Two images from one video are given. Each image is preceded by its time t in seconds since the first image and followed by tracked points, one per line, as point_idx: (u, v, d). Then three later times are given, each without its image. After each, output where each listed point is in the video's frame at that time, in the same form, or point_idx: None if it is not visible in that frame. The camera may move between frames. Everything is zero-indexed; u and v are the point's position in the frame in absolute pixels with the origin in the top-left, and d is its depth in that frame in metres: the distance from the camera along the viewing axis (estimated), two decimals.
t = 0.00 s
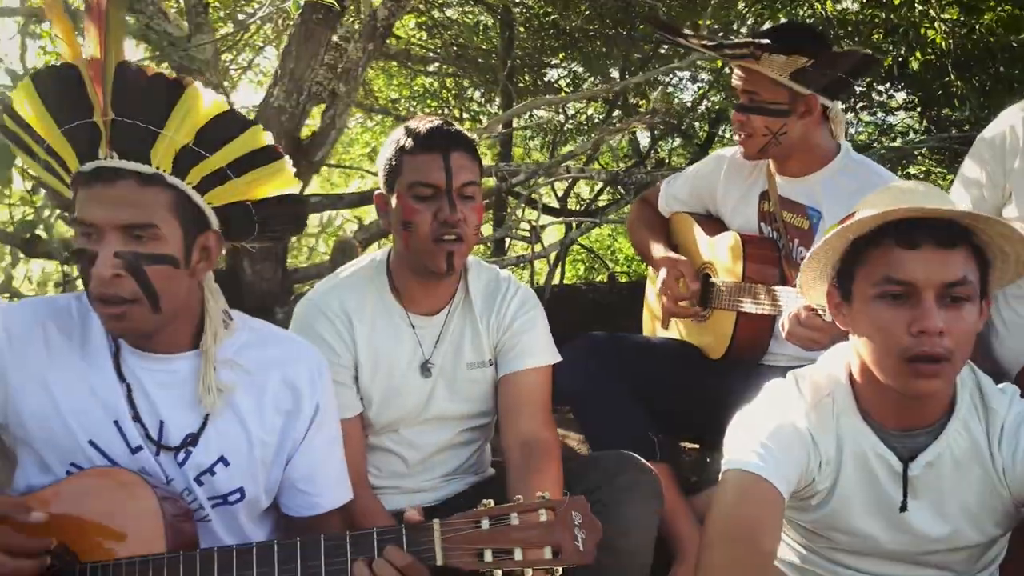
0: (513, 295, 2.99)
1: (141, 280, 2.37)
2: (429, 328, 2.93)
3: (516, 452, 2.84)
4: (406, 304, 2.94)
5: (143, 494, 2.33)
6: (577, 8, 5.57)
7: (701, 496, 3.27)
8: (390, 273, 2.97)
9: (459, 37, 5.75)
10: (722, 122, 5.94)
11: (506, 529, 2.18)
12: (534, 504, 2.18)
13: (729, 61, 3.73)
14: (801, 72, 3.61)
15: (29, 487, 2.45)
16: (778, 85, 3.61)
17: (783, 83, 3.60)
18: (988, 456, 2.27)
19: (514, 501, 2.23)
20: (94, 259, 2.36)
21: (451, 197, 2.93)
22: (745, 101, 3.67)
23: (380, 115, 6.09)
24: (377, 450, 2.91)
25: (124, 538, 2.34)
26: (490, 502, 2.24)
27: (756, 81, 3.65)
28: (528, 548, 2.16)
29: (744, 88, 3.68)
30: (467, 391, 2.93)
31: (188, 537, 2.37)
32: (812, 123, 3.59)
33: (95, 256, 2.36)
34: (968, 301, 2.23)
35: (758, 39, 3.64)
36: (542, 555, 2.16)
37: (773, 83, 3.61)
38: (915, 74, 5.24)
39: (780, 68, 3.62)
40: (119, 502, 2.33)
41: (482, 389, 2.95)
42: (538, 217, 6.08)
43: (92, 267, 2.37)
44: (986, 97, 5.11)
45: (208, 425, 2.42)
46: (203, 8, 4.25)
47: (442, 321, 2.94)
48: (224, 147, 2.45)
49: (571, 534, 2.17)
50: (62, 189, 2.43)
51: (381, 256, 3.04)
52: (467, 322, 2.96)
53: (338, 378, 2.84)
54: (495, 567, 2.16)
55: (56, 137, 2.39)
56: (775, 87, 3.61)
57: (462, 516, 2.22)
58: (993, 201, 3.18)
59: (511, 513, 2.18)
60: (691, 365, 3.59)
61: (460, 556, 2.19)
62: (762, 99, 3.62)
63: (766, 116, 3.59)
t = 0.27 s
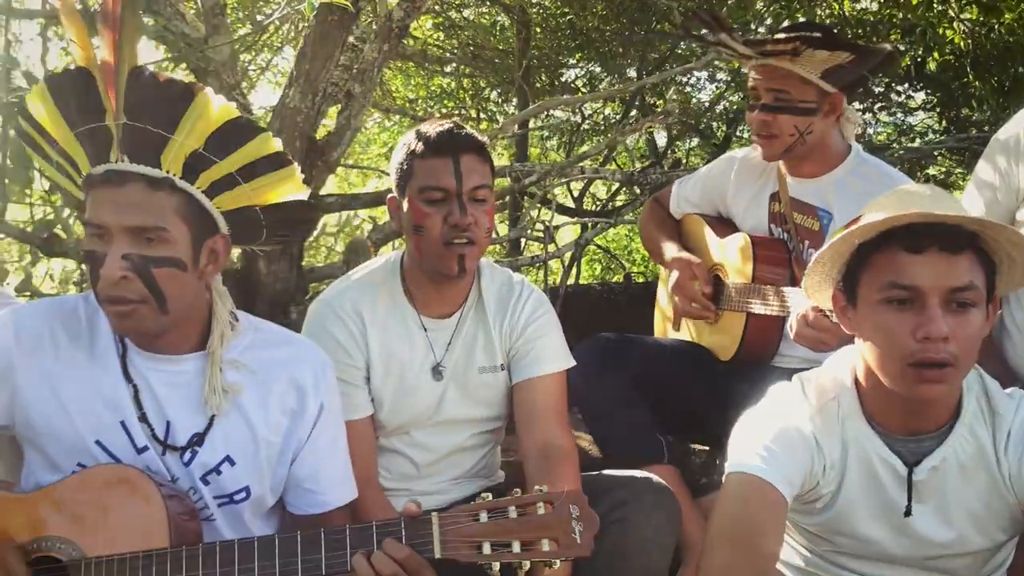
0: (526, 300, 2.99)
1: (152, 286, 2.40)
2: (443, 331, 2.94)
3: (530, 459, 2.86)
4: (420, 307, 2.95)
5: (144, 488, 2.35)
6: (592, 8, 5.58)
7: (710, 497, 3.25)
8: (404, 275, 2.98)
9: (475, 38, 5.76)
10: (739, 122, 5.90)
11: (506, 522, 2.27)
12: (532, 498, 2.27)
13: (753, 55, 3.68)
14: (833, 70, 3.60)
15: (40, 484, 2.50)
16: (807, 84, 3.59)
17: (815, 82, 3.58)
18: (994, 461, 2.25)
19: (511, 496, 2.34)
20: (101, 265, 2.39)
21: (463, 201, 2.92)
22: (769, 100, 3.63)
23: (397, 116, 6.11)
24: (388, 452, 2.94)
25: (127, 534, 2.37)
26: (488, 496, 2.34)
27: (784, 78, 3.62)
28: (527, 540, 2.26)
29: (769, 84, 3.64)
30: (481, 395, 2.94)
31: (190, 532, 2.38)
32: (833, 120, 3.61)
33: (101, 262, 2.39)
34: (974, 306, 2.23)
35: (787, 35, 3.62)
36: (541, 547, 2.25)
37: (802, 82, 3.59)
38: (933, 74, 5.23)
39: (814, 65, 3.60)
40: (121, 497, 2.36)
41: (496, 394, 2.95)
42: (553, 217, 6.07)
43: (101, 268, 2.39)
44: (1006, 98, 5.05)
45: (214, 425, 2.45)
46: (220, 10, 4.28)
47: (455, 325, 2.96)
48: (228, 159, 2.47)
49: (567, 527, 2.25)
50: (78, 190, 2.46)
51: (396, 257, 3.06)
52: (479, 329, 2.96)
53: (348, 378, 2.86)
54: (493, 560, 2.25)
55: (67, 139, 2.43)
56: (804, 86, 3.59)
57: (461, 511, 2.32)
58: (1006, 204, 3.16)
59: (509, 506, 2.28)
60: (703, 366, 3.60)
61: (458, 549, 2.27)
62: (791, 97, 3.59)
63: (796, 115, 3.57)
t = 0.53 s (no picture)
0: (540, 307, 2.98)
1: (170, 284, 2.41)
2: (455, 335, 2.94)
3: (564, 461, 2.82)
4: (434, 310, 2.95)
5: (154, 493, 2.38)
6: (604, 10, 5.60)
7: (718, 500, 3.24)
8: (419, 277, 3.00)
9: (487, 40, 5.78)
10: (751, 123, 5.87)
11: (514, 531, 2.23)
12: (540, 507, 2.23)
13: (776, 51, 3.57)
14: (858, 69, 3.57)
15: (49, 485, 2.51)
16: (829, 82, 3.57)
17: (838, 81, 3.56)
18: (1002, 466, 2.24)
19: (522, 504, 2.29)
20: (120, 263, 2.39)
21: (476, 204, 2.93)
22: (792, 101, 3.59)
23: (409, 117, 6.11)
24: (398, 454, 2.96)
25: (137, 538, 2.40)
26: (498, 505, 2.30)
27: (807, 76, 3.57)
28: (535, 552, 2.21)
29: (790, 81, 3.59)
30: (492, 399, 2.93)
31: (200, 535, 2.41)
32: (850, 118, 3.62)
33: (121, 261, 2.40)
34: (982, 310, 2.22)
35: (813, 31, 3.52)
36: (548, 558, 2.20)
37: (824, 82, 3.57)
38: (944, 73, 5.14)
39: (841, 64, 3.55)
40: (132, 501, 2.39)
41: (508, 399, 2.95)
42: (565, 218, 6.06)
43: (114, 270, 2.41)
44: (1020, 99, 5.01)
45: (222, 429, 2.47)
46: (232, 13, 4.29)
47: (468, 329, 2.95)
48: (248, 155, 2.48)
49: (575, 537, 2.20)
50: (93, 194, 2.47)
51: (410, 259, 3.07)
52: (496, 333, 2.96)
53: (361, 379, 2.87)
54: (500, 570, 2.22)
55: (81, 142, 2.44)
56: (826, 85, 3.57)
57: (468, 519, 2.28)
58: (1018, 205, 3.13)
59: (516, 516, 2.23)
60: (712, 368, 3.63)
61: (464, 559, 2.25)
62: (815, 96, 3.57)
63: (820, 115, 3.55)
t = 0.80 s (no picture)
0: (545, 306, 2.95)
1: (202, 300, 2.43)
2: (460, 337, 2.93)
3: (616, 442, 2.81)
4: (439, 312, 2.94)
5: (159, 495, 2.37)
6: (609, 11, 5.60)
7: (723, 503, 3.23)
8: (423, 278, 2.99)
9: (492, 41, 5.80)
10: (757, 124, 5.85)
11: (520, 543, 2.22)
12: (547, 519, 2.22)
13: (786, 53, 3.64)
14: (866, 71, 3.59)
15: (54, 484, 2.51)
16: (837, 84, 3.60)
17: (846, 82, 3.59)
18: (1007, 467, 2.22)
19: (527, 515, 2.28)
20: (156, 280, 2.39)
21: (481, 205, 2.92)
22: (799, 102, 3.62)
23: (414, 118, 6.10)
24: (401, 457, 2.95)
25: (142, 539, 2.39)
26: (504, 515, 2.28)
27: (816, 78, 3.61)
28: (541, 564, 2.20)
29: (799, 83, 3.63)
30: (497, 401, 2.93)
31: (205, 537, 2.41)
32: (856, 120, 3.64)
33: (158, 278, 2.39)
34: (985, 312, 2.21)
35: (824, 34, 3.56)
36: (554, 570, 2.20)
37: (832, 83, 3.60)
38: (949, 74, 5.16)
39: (850, 65, 3.57)
40: (137, 502, 2.38)
41: (513, 400, 2.94)
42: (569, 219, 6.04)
43: (134, 280, 2.40)
44: None
45: (228, 430, 2.46)
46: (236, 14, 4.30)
47: (472, 331, 2.95)
48: (286, 177, 2.52)
49: (582, 551, 2.19)
50: (117, 203, 2.43)
51: (415, 260, 3.07)
52: (500, 335, 2.95)
53: (365, 383, 2.86)
54: None
55: (113, 151, 2.41)
56: (834, 86, 3.60)
57: (474, 529, 2.26)
58: None
59: (524, 527, 2.23)
60: (716, 368, 3.61)
61: (470, 569, 2.24)
62: (824, 98, 3.59)
63: (829, 116, 3.56)
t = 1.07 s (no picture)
0: (546, 305, 2.95)
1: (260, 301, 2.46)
2: (460, 337, 2.93)
3: (620, 460, 2.82)
4: (438, 313, 2.94)
5: (154, 496, 2.37)
6: (607, 11, 5.55)
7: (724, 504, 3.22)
8: (421, 280, 2.98)
9: (491, 42, 5.79)
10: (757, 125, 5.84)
11: (515, 540, 2.25)
12: (541, 514, 2.25)
13: (788, 53, 3.62)
14: (867, 70, 3.60)
15: (52, 483, 2.50)
16: (838, 84, 3.60)
17: (847, 82, 3.59)
18: (1006, 468, 2.22)
19: (519, 511, 2.31)
20: (228, 285, 2.40)
21: (480, 209, 2.90)
22: (800, 102, 3.62)
23: (413, 120, 6.09)
24: (400, 458, 2.94)
25: (137, 541, 2.39)
26: (498, 513, 2.31)
27: (818, 78, 3.61)
28: (536, 560, 2.22)
29: (800, 83, 3.63)
30: (497, 402, 2.92)
31: (201, 540, 2.40)
32: (856, 119, 3.65)
33: (230, 281, 2.40)
34: (984, 313, 2.21)
35: (827, 34, 3.56)
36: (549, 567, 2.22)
37: (833, 83, 3.60)
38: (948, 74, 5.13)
39: (851, 65, 3.57)
40: (133, 503, 2.38)
41: (513, 401, 2.93)
42: (569, 221, 6.03)
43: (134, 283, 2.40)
44: None
45: (229, 432, 2.46)
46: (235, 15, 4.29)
47: (472, 331, 2.94)
48: (319, 180, 2.57)
49: (577, 544, 2.22)
50: (170, 207, 2.41)
51: (414, 261, 3.06)
52: (499, 335, 2.95)
53: (365, 386, 2.86)
54: None
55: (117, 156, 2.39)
56: (835, 86, 3.60)
57: (468, 526, 2.28)
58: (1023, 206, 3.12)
59: (519, 523, 2.25)
60: (714, 368, 3.61)
61: (465, 566, 2.24)
62: (825, 98, 3.60)
63: (830, 116, 3.56)
